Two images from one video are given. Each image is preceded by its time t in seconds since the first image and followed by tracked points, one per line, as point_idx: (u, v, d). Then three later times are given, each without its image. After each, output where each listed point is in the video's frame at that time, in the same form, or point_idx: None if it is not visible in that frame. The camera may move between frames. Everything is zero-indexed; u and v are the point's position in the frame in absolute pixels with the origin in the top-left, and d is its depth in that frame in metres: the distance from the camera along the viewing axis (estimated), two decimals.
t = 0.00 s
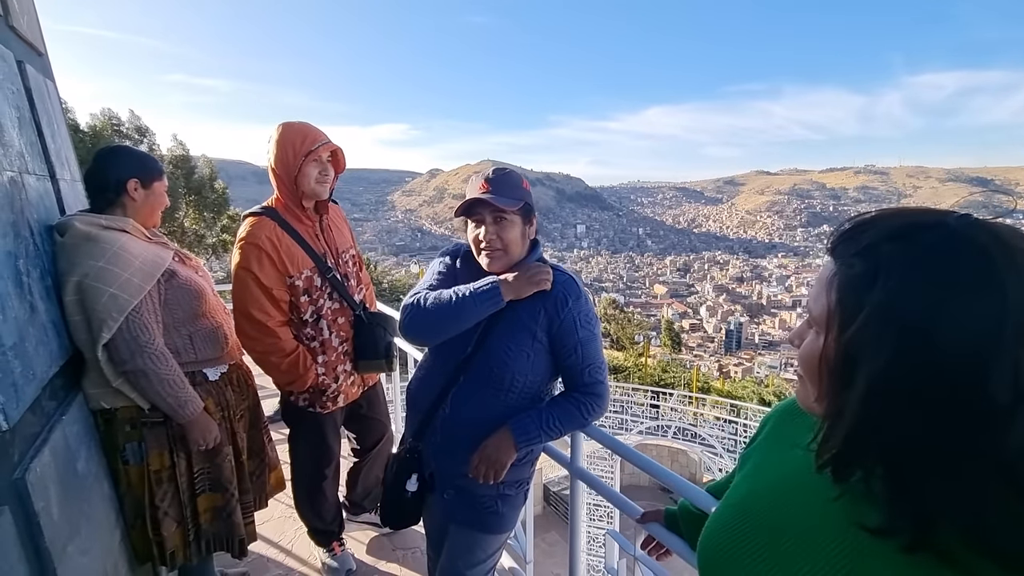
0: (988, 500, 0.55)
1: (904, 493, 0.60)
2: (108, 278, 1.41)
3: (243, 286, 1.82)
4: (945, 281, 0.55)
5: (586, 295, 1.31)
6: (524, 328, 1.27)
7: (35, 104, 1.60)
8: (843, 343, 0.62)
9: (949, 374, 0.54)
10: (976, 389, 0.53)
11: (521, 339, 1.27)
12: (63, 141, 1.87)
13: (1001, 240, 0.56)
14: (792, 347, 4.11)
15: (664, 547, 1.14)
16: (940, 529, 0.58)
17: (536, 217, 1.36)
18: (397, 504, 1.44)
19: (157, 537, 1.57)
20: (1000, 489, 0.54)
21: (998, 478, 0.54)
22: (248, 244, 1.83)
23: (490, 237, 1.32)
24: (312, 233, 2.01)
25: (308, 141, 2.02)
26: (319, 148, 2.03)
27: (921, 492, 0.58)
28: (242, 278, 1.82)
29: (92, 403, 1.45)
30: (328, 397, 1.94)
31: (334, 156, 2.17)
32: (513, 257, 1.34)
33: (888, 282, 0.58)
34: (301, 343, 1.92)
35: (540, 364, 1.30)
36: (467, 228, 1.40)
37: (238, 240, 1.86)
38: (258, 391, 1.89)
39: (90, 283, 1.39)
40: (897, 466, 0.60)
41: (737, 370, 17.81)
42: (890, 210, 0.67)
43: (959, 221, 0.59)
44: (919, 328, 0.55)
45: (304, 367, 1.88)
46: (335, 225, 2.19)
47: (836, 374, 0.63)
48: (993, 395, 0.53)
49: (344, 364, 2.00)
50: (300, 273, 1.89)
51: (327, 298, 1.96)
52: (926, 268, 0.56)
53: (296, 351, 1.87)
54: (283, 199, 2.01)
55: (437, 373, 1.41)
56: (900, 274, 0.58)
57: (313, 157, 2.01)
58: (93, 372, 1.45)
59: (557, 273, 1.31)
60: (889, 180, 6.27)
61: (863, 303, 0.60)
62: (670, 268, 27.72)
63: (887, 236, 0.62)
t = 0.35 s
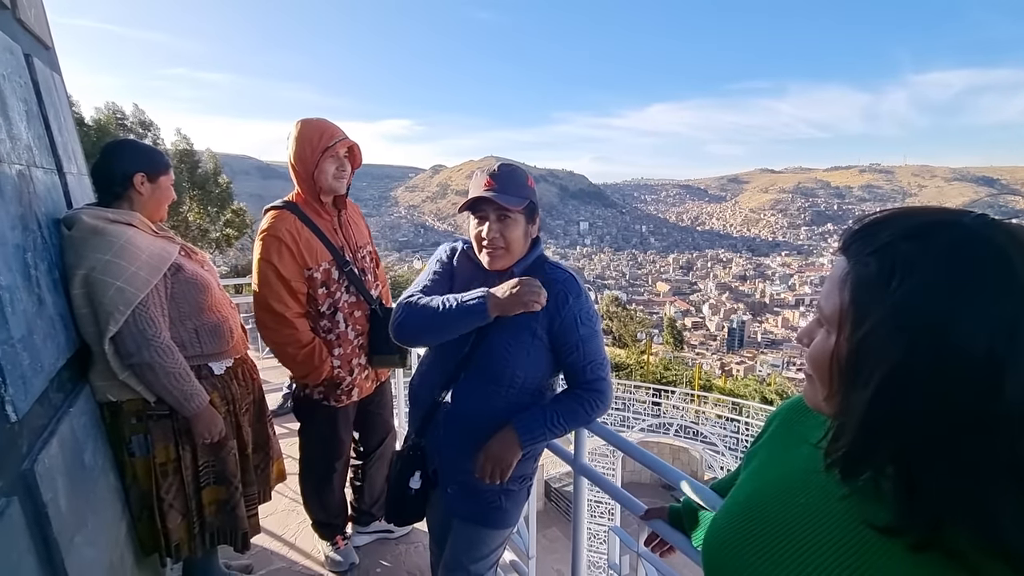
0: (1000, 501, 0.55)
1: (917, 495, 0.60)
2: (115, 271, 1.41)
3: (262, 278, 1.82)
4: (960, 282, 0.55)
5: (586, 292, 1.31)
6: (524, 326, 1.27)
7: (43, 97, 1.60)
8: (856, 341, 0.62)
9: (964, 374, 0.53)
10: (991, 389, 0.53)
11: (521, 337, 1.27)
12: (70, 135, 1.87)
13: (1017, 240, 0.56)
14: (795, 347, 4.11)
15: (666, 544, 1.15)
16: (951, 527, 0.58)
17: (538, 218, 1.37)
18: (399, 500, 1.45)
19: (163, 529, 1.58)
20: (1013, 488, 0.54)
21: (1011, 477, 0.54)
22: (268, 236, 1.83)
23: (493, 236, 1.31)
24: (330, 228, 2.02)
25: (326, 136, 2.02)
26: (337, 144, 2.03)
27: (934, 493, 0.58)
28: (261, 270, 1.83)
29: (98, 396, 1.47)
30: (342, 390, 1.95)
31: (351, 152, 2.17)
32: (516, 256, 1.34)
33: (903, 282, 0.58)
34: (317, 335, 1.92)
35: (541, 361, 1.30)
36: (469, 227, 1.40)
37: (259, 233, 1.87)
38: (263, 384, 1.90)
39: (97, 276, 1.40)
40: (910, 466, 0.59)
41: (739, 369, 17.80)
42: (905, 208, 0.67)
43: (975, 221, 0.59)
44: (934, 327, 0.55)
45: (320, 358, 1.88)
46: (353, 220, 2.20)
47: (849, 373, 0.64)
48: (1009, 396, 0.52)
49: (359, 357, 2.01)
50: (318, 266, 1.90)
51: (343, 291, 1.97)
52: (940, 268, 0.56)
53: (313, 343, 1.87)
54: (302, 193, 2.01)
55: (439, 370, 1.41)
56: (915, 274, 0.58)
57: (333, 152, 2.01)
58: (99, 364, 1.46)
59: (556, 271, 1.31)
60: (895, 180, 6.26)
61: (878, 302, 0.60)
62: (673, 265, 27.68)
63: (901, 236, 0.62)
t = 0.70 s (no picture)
0: (1008, 499, 0.55)
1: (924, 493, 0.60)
2: (123, 266, 1.43)
3: (302, 256, 1.82)
4: (968, 282, 0.55)
5: (576, 293, 1.31)
6: (515, 334, 1.29)
7: (51, 92, 1.61)
8: (864, 341, 0.62)
9: (972, 373, 0.54)
10: (998, 389, 0.53)
11: (512, 345, 1.29)
12: (78, 130, 1.88)
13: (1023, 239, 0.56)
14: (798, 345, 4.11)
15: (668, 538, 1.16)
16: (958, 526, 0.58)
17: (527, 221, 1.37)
18: (402, 498, 1.45)
19: (170, 521, 1.60)
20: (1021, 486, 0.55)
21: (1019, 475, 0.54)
22: (308, 216, 1.84)
23: (478, 237, 1.29)
24: (362, 217, 2.04)
25: (364, 129, 2.04)
26: (374, 137, 2.05)
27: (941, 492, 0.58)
28: (301, 248, 1.83)
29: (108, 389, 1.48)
30: (369, 373, 1.95)
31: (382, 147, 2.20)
32: (500, 258, 1.31)
33: (910, 282, 0.59)
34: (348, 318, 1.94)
35: (535, 364, 1.32)
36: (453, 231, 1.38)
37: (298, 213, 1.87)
38: (268, 378, 1.92)
39: (106, 270, 1.41)
40: (919, 465, 0.60)
41: (741, 366, 17.78)
42: (910, 206, 0.68)
43: (981, 219, 0.60)
44: (941, 327, 0.55)
45: (352, 340, 1.89)
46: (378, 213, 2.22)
47: (856, 373, 0.64)
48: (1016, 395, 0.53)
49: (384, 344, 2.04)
50: (352, 250, 1.92)
51: (372, 277, 2.00)
52: (947, 267, 0.57)
53: (346, 324, 1.89)
54: (336, 182, 2.03)
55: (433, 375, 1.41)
56: (923, 273, 0.58)
57: (371, 145, 2.04)
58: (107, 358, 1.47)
59: (546, 273, 1.31)
60: (900, 178, 6.23)
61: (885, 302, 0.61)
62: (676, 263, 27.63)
63: (909, 235, 0.62)
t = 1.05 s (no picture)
0: None
1: (944, 493, 0.60)
2: (139, 264, 1.45)
3: (342, 246, 1.83)
4: (986, 280, 0.56)
5: (575, 284, 1.33)
6: (520, 332, 1.30)
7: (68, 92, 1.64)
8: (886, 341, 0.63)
9: (991, 372, 0.54)
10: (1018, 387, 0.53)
11: (517, 344, 1.30)
12: (94, 130, 1.92)
13: None
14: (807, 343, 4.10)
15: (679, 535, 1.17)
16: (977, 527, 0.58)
17: (513, 218, 1.40)
18: (418, 503, 1.46)
19: (185, 515, 1.63)
20: None
21: None
22: (346, 208, 1.86)
23: (467, 236, 1.31)
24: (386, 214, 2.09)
25: (392, 133, 2.10)
26: (401, 142, 2.12)
27: (960, 492, 0.58)
28: (340, 239, 1.83)
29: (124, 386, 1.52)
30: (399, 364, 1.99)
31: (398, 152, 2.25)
32: (490, 256, 1.33)
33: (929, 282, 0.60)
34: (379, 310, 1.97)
35: (541, 359, 1.33)
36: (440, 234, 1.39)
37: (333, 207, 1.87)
38: (279, 376, 1.94)
39: (122, 269, 1.43)
40: (938, 464, 0.60)
41: (749, 365, 17.70)
42: (925, 206, 0.69)
43: (996, 219, 0.60)
44: (960, 325, 0.56)
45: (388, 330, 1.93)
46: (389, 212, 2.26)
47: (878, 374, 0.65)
48: None
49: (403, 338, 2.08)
50: (383, 243, 1.95)
51: (398, 272, 2.05)
52: (965, 267, 0.57)
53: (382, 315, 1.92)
54: (362, 180, 2.05)
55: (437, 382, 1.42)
56: (941, 273, 0.59)
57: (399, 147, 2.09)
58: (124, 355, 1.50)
59: (544, 267, 1.32)
60: (910, 175, 6.18)
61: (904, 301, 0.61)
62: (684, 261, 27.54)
63: (927, 235, 0.63)
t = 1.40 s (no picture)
0: None
1: (958, 489, 0.60)
2: (154, 266, 1.48)
3: (373, 252, 1.84)
4: (1000, 276, 0.56)
5: (598, 284, 1.35)
6: (542, 327, 1.31)
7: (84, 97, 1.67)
8: (898, 337, 0.63)
9: (1006, 368, 0.54)
10: None
11: (540, 338, 1.31)
12: (109, 134, 1.95)
13: None
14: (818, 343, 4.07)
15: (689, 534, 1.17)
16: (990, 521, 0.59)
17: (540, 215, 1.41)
18: (430, 498, 1.47)
19: (199, 513, 1.65)
20: None
21: None
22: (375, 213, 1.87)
23: (497, 232, 1.32)
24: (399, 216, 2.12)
25: (403, 137, 2.16)
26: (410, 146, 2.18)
27: (975, 489, 0.58)
28: (372, 244, 1.84)
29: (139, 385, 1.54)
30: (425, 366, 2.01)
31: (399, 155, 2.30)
32: (519, 252, 1.35)
33: (942, 278, 0.59)
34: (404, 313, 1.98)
35: (560, 356, 1.34)
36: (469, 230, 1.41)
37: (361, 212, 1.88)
38: (290, 375, 1.97)
39: (137, 270, 1.45)
40: (951, 460, 0.60)
41: (759, 365, 17.57)
42: (935, 203, 0.69)
43: (1007, 215, 0.60)
44: (974, 322, 0.56)
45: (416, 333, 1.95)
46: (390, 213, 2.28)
47: (891, 370, 0.64)
48: None
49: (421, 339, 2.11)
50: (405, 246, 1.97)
51: (417, 274, 2.07)
52: (978, 262, 0.57)
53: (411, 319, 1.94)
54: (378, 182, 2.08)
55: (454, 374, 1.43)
56: (955, 269, 0.59)
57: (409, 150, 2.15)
58: (139, 355, 1.52)
59: (567, 264, 1.34)
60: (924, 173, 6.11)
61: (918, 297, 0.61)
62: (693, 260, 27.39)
63: (939, 231, 0.63)
